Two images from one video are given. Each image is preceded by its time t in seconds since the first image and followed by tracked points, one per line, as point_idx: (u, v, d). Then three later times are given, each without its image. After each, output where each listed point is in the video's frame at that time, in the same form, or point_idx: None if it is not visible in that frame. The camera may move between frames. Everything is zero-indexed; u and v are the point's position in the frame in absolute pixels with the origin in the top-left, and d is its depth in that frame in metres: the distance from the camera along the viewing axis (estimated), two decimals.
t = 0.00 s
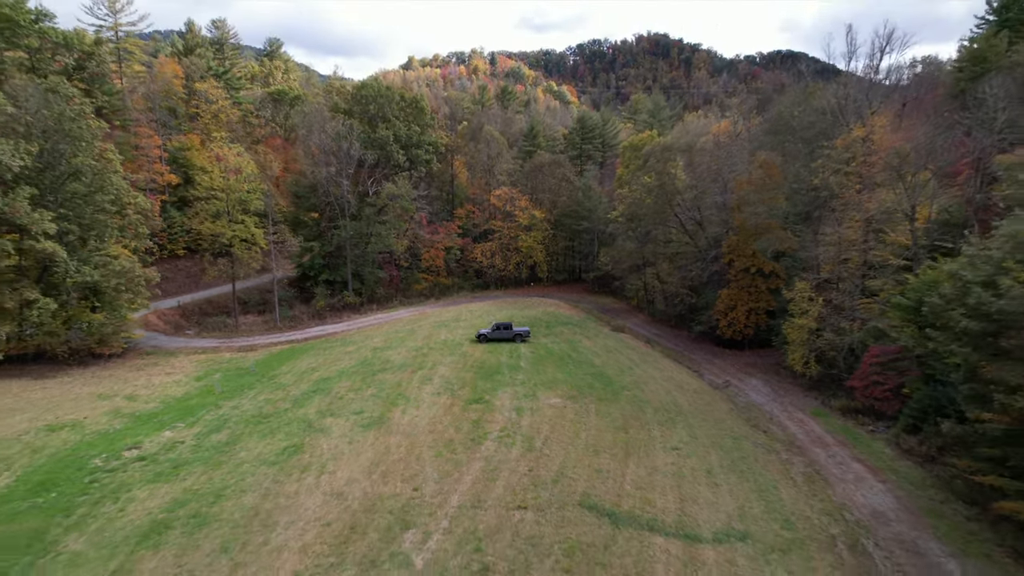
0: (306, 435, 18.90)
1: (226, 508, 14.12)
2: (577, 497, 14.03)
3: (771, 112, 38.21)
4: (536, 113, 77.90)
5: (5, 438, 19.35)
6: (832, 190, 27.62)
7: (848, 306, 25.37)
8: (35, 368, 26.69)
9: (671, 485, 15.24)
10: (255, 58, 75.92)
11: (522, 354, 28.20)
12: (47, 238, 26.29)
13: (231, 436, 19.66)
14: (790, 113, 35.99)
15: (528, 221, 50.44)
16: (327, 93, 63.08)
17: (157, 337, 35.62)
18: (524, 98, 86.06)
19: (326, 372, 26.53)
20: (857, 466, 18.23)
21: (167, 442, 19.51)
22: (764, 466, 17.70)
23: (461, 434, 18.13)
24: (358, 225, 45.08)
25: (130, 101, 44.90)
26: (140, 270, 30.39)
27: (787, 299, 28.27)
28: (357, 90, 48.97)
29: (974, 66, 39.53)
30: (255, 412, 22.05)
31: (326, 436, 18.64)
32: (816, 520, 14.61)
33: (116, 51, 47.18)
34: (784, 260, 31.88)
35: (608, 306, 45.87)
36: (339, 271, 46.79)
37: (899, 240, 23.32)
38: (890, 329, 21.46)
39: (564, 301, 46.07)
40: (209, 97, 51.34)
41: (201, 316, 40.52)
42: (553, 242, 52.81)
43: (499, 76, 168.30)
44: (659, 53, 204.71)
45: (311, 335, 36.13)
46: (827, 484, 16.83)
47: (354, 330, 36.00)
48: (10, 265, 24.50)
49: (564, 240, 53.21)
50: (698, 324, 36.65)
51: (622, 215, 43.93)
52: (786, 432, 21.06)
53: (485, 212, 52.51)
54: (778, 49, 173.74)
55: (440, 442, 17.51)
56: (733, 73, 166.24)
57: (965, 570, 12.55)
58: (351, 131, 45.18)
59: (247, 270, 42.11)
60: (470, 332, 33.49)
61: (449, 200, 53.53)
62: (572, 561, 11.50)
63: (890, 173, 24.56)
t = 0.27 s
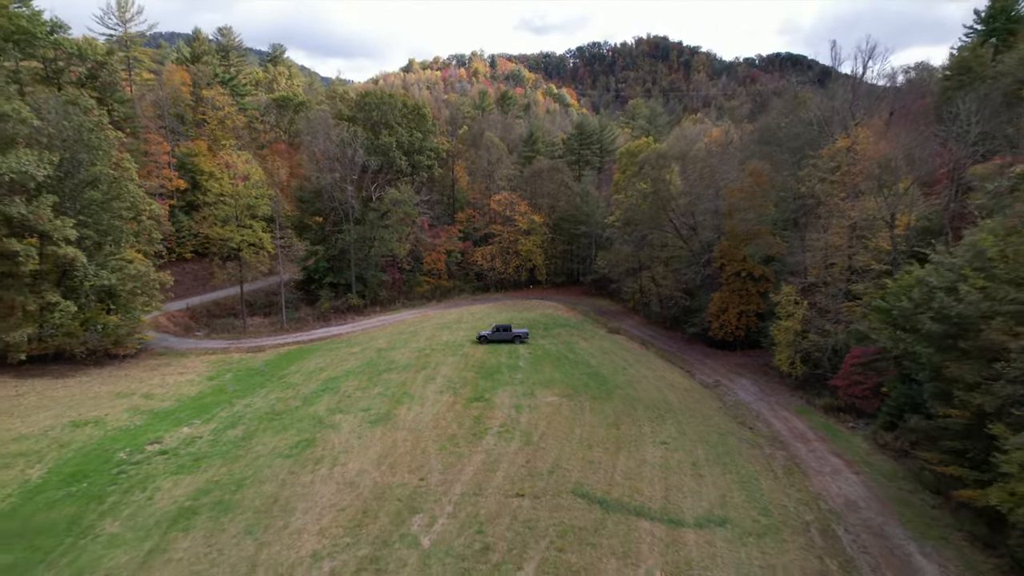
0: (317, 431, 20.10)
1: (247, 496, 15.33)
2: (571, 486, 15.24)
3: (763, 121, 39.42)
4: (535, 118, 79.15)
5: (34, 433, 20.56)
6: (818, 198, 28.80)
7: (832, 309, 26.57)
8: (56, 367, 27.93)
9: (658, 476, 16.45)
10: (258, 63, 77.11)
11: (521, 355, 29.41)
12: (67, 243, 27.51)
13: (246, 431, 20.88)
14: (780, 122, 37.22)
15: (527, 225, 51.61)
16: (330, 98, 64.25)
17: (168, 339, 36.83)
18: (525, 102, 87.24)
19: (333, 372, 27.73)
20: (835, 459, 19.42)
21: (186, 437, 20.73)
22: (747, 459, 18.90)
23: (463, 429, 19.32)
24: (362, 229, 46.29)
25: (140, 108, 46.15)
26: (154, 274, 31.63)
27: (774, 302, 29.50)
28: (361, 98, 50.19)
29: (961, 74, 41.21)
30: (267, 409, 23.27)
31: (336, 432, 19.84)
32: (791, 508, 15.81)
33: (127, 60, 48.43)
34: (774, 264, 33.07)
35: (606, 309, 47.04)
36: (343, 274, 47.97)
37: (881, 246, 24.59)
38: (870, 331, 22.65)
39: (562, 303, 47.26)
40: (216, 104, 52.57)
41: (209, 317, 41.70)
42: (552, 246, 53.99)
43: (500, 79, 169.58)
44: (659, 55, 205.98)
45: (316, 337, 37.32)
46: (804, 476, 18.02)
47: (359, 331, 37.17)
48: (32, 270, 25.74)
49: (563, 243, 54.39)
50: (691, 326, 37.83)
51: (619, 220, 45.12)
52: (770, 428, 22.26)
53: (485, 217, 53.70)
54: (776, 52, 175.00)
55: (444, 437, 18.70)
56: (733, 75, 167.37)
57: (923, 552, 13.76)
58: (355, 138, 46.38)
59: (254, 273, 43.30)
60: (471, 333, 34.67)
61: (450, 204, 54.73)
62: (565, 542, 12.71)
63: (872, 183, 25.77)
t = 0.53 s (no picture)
0: (326, 428, 21.17)
1: (263, 487, 16.40)
2: (566, 478, 16.33)
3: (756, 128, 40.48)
4: (535, 121, 80.25)
5: (57, 429, 21.63)
6: (806, 204, 29.92)
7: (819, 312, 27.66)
8: (72, 367, 29.05)
9: (648, 469, 17.52)
10: (262, 68, 78.22)
11: (521, 355, 30.46)
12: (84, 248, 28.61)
13: (258, 428, 21.95)
14: (771, 129, 38.36)
15: (526, 229, 52.64)
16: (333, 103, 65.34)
17: (177, 339, 37.92)
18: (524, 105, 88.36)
19: (339, 371, 28.80)
20: (817, 455, 20.48)
21: (201, 434, 21.79)
22: (734, 454, 19.96)
23: (465, 426, 20.38)
24: (365, 232, 47.35)
25: (149, 114, 47.25)
26: (166, 277, 32.74)
27: (764, 304, 30.58)
28: (364, 104, 51.28)
29: (949, 82, 41.88)
30: (277, 407, 24.33)
31: (345, 428, 20.91)
32: (773, 499, 16.87)
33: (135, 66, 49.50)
34: (765, 268, 34.13)
35: (603, 310, 48.10)
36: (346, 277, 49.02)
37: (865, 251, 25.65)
38: (853, 333, 23.70)
39: (560, 305, 48.31)
40: (222, 109, 53.65)
41: (216, 318, 42.76)
42: (550, 248, 55.05)
43: (500, 80, 170.72)
44: (659, 57, 207.19)
45: (321, 338, 38.39)
46: (787, 469, 19.08)
47: (362, 333, 38.22)
48: (51, 273, 26.84)
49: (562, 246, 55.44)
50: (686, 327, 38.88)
51: (616, 224, 46.19)
52: (757, 425, 23.32)
53: (486, 220, 54.79)
54: (775, 53, 176.12)
55: (447, 433, 19.77)
56: (731, 77, 168.60)
57: (892, 539, 14.82)
58: (359, 143, 47.46)
59: (260, 275, 44.36)
60: (472, 335, 35.73)
61: (451, 208, 55.77)
62: (559, 527, 13.80)
63: (857, 190, 26.84)
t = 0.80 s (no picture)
0: (333, 425, 22.12)
1: (277, 480, 17.36)
2: (563, 471, 17.33)
3: (751, 134, 41.40)
4: (535, 125, 81.23)
5: (76, 427, 22.61)
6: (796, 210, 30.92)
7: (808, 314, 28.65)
8: (87, 367, 30.04)
9: (641, 464, 18.48)
10: (265, 72, 79.25)
11: (520, 356, 31.43)
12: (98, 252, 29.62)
13: (268, 426, 22.92)
14: (765, 136, 39.35)
15: (525, 232, 53.55)
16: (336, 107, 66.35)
17: (185, 340, 38.89)
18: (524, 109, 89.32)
19: (345, 372, 29.77)
20: (803, 451, 21.44)
21: (214, 431, 22.77)
22: (724, 450, 20.93)
23: (467, 424, 21.33)
24: (367, 235, 48.30)
25: (156, 119, 48.26)
26: (176, 280, 33.74)
27: (756, 307, 31.55)
28: (367, 109, 52.25)
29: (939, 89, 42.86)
30: (285, 406, 25.30)
31: (352, 425, 21.86)
32: (758, 492, 17.82)
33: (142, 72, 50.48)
34: (758, 271, 35.08)
35: (601, 312, 49.02)
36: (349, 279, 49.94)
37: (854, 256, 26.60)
38: (839, 334, 24.64)
39: (559, 307, 49.28)
40: (227, 114, 54.68)
41: (223, 320, 43.71)
42: (549, 251, 56.00)
43: (500, 82, 171.75)
44: (658, 59, 208.19)
45: (325, 339, 39.36)
46: (773, 465, 20.04)
47: (365, 334, 39.16)
48: (67, 276, 27.86)
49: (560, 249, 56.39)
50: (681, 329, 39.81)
51: (614, 227, 47.10)
52: (748, 424, 24.27)
53: (486, 223, 55.75)
54: (774, 54, 177.06)
55: (449, 430, 20.73)
56: (731, 78, 169.58)
57: (869, 528, 15.78)
58: (361, 148, 48.42)
59: (265, 277, 45.29)
60: (472, 336, 36.71)
61: (451, 212, 56.76)
62: (555, 516, 14.78)
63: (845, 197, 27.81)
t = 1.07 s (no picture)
0: (340, 423, 23.00)
1: (288, 474, 18.23)
2: (560, 466, 18.21)
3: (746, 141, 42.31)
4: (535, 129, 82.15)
5: (91, 425, 23.49)
6: (788, 215, 31.81)
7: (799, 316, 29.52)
8: (98, 368, 30.92)
9: (635, 460, 19.34)
10: (268, 76, 80.14)
11: (519, 357, 32.31)
12: (110, 256, 30.39)
13: (277, 424, 23.80)
14: (759, 142, 40.25)
15: (525, 235, 54.43)
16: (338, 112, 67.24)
17: (192, 342, 39.74)
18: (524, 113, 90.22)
19: (349, 372, 30.62)
20: (791, 448, 22.31)
21: (225, 429, 23.65)
22: (715, 447, 21.81)
23: (469, 422, 22.21)
24: (370, 239, 49.18)
25: (162, 125, 49.12)
26: (184, 284, 34.58)
27: (749, 309, 32.43)
28: (369, 115, 53.15)
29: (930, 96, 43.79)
30: (292, 405, 26.17)
31: (357, 423, 22.74)
32: (746, 486, 18.70)
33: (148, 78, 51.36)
34: (751, 275, 35.95)
35: (599, 314, 49.88)
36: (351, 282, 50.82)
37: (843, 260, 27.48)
38: (828, 336, 25.51)
39: (558, 309, 50.15)
40: (232, 119, 55.55)
41: (228, 321, 44.60)
42: (548, 254, 56.89)
43: (501, 85, 172.71)
44: (658, 62, 209.21)
45: (329, 341, 40.24)
46: (762, 461, 20.90)
47: (369, 335, 40.01)
48: (80, 280, 28.70)
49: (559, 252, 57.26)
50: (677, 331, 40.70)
51: (611, 231, 47.99)
52: (739, 422, 25.13)
53: (486, 226, 56.61)
54: (773, 57, 178.14)
55: (452, 428, 21.60)
56: (730, 81, 170.58)
57: (850, 519, 16.65)
58: (364, 153, 49.29)
59: (270, 280, 46.16)
60: (473, 338, 37.58)
61: (452, 215, 57.66)
62: (552, 508, 15.65)
63: (835, 203, 28.70)
